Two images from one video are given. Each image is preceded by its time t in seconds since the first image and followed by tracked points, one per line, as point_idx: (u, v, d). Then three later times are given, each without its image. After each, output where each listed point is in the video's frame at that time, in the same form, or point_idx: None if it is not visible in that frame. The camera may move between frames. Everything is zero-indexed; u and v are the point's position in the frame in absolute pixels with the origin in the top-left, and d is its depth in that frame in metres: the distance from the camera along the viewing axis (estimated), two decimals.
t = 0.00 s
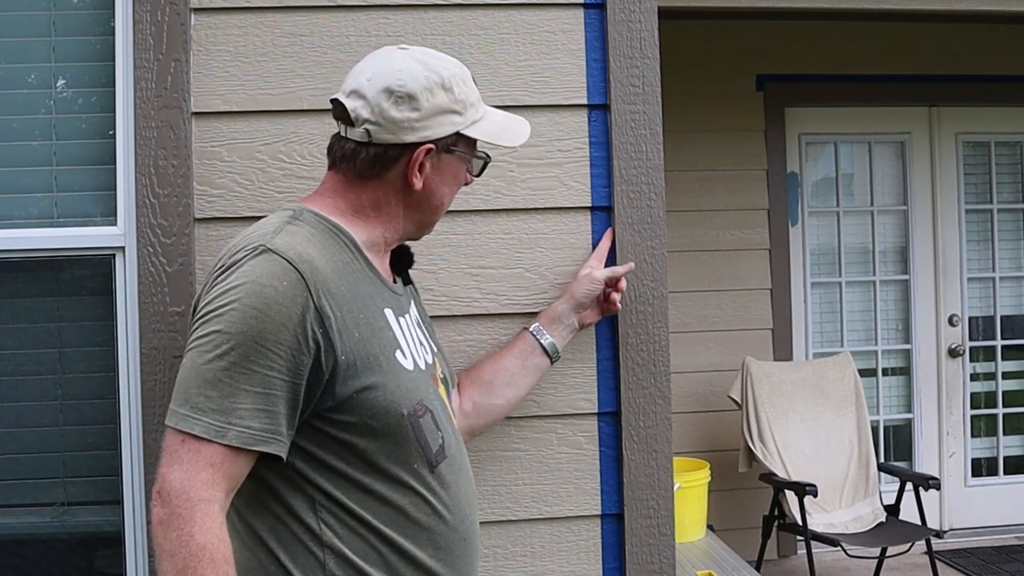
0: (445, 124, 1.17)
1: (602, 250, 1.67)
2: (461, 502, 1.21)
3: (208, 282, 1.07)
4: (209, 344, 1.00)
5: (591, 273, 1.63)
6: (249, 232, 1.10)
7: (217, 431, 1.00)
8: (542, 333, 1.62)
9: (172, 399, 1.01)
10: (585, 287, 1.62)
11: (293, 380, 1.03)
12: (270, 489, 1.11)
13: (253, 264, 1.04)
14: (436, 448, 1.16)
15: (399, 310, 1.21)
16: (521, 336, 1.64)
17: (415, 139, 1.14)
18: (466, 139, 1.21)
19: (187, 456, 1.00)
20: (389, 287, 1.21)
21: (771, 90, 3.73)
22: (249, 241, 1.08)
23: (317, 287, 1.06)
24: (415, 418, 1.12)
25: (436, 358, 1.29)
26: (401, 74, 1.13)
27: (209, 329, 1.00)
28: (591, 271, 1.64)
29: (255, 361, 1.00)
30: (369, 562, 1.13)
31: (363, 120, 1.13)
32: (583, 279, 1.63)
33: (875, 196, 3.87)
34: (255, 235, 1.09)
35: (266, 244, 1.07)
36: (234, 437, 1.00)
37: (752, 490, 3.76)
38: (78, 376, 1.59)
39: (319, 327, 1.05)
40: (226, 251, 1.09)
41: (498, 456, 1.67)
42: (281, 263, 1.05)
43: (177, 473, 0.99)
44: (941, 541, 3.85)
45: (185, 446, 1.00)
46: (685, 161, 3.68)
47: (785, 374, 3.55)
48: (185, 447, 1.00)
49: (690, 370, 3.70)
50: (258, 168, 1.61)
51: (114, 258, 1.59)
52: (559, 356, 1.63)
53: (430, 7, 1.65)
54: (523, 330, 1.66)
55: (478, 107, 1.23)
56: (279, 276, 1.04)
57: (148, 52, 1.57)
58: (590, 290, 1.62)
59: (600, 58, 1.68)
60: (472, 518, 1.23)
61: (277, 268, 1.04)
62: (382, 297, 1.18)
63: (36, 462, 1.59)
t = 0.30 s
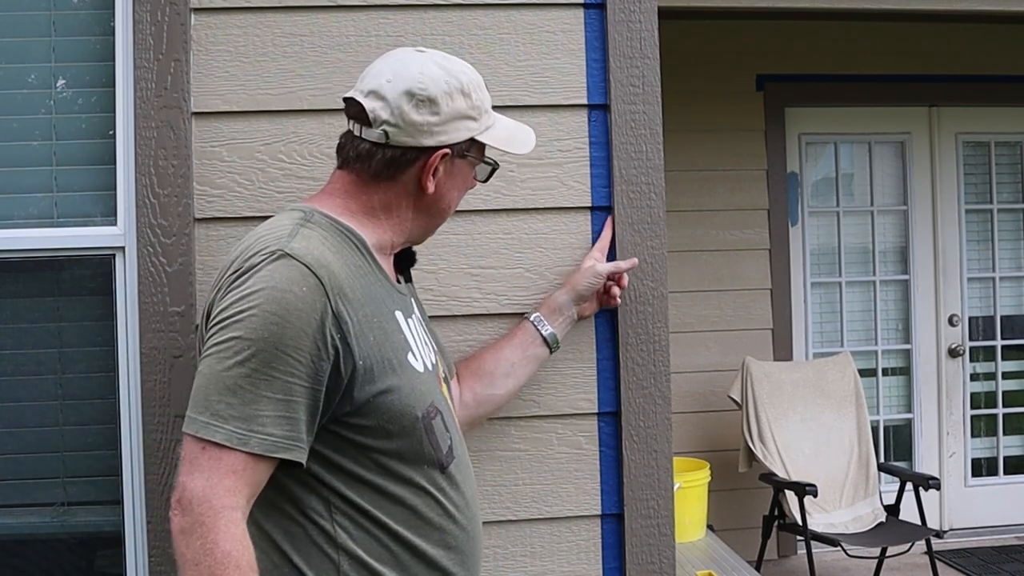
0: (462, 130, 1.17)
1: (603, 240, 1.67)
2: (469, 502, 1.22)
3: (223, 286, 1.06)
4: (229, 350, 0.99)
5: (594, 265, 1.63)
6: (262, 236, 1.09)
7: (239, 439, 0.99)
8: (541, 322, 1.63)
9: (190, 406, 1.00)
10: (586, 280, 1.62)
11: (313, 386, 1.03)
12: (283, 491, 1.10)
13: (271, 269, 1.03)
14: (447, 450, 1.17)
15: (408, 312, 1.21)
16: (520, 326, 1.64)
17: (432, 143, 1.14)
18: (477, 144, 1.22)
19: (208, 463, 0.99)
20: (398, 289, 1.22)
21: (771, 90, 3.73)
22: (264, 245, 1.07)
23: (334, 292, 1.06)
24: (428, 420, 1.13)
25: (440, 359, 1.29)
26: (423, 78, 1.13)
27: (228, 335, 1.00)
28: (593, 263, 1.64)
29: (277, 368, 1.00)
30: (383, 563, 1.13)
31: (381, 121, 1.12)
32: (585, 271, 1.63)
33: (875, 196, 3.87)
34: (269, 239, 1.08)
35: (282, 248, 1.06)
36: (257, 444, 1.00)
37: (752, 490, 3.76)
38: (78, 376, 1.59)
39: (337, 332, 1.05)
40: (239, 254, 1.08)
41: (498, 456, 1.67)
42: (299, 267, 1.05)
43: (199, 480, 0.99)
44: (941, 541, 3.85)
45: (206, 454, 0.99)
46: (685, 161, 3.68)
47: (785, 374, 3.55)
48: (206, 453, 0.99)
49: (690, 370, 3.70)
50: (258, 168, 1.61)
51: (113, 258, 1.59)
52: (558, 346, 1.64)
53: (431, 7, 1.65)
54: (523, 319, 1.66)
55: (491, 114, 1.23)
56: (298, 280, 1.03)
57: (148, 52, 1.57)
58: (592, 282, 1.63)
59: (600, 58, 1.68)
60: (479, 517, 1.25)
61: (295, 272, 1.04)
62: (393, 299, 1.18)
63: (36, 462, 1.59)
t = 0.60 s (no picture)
0: (464, 132, 1.17)
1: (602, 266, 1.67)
2: (469, 503, 1.22)
3: (224, 285, 1.06)
4: (233, 350, 0.99)
5: (591, 290, 1.63)
6: (264, 235, 1.09)
7: (243, 438, 0.99)
8: (535, 343, 1.63)
9: (194, 406, 1.00)
10: (584, 304, 1.62)
11: (316, 385, 1.03)
12: (283, 492, 1.10)
13: (274, 268, 1.03)
14: (447, 450, 1.17)
15: (410, 312, 1.21)
16: (515, 345, 1.64)
17: (433, 144, 1.14)
18: (481, 147, 1.22)
19: (213, 462, 0.99)
20: (399, 290, 1.22)
21: (771, 90, 3.73)
22: (267, 244, 1.07)
23: (336, 291, 1.06)
24: (429, 420, 1.13)
25: (443, 360, 1.29)
26: (425, 78, 1.13)
27: (231, 334, 0.99)
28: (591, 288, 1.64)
29: (280, 367, 1.00)
30: (382, 565, 1.13)
31: (382, 120, 1.12)
32: (582, 295, 1.63)
33: (875, 196, 3.87)
34: (271, 239, 1.08)
35: (284, 247, 1.06)
36: (260, 443, 1.00)
37: (752, 490, 3.76)
38: (78, 376, 1.59)
39: (339, 332, 1.05)
40: (241, 253, 1.07)
41: (498, 456, 1.67)
42: (301, 266, 1.04)
43: (204, 480, 0.99)
44: (941, 541, 3.85)
45: (211, 453, 0.99)
46: (685, 161, 3.68)
47: (785, 374, 3.55)
48: (211, 453, 0.99)
49: (690, 370, 3.70)
50: (258, 168, 1.61)
51: (113, 258, 1.59)
52: (550, 368, 1.64)
53: (430, 7, 1.65)
54: (518, 338, 1.66)
55: (496, 118, 1.23)
56: (300, 279, 1.03)
57: (148, 52, 1.57)
58: (588, 306, 1.63)
59: (600, 58, 1.68)
60: (479, 519, 1.25)
61: (297, 271, 1.04)
62: (395, 300, 1.18)
63: (36, 462, 1.59)
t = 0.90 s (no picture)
0: (428, 116, 1.14)
1: (603, 294, 1.67)
2: (465, 505, 1.22)
3: (221, 279, 1.06)
4: (226, 340, 0.99)
5: (591, 318, 1.63)
6: (262, 231, 1.10)
7: (235, 429, 0.99)
8: (533, 368, 1.62)
9: (186, 396, 1.00)
10: (585, 331, 1.62)
11: (309, 378, 1.03)
12: (277, 491, 1.10)
13: (270, 261, 1.03)
14: (444, 450, 1.17)
15: (409, 311, 1.21)
16: (512, 368, 1.64)
17: (391, 126, 1.13)
18: (455, 135, 1.16)
19: (203, 453, 0.99)
20: (399, 289, 1.22)
21: (771, 90, 3.73)
22: (263, 239, 1.07)
23: (331, 286, 1.06)
24: (425, 417, 1.13)
25: (444, 361, 1.30)
26: (392, 64, 1.14)
27: (225, 325, 1.00)
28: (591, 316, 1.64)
29: (273, 358, 1.00)
30: (376, 564, 1.13)
31: (353, 107, 1.15)
32: (582, 322, 1.63)
33: (875, 196, 3.87)
34: (267, 233, 1.08)
35: (280, 242, 1.06)
36: (252, 434, 1.00)
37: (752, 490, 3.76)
38: (78, 375, 1.59)
39: (333, 326, 1.05)
40: (238, 248, 1.08)
41: (498, 456, 1.67)
42: (295, 261, 1.05)
43: (194, 470, 0.99)
44: (941, 541, 3.85)
45: (203, 444, 0.99)
46: (685, 160, 3.68)
47: (785, 374, 3.55)
48: (202, 443, 0.99)
49: (690, 370, 3.70)
50: (258, 168, 1.61)
51: (114, 258, 1.59)
52: (547, 394, 1.63)
53: (430, 7, 1.65)
54: (516, 362, 1.66)
55: (478, 108, 1.17)
56: (295, 273, 1.03)
57: (149, 52, 1.57)
58: (588, 334, 1.63)
59: (600, 58, 1.68)
60: (476, 521, 1.24)
61: (292, 265, 1.04)
62: (393, 297, 1.18)
63: (36, 462, 1.58)
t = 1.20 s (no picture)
0: (355, 92, 1.17)
1: (607, 328, 1.66)
2: (455, 507, 1.21)
3: (214, 273, 1.07)
4: (216, 327, 0.99)
5: (597, 354, 1.62)
6: (256, 227, 1.11)
7: (223, 416, 0.98)
8: (535, 400, 1.62)
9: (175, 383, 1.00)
10: (589, 366, 1.62)
11: (297, 368, 1.03)
12: (265, 486, 1.10)
13: (262, 252, 1.04)
14: (435, 450, 1.17)
15: (406, 311, 1.21)
16: (514, 397, 1.63)
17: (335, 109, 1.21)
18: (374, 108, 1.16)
19: (191, 439, 0.99)
20: (399, 289, 1.23)
21: (770, 90, 3.73)
22: (257, 232, 1.08)
23: (322, 280, 1.07)
24: (415, 415, 1.13)
25: (445, 363, 1.30)
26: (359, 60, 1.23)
27: (216, 313, 1.00)
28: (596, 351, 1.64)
29: (262, 346, 1.00)
30: (361, 563, 1.12)
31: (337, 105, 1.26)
32: (588, 358, 1.62)
33: (875, 196, 3.87)
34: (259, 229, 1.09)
35: (272, 236, 1.07)
36: (239, 421, 0.99)
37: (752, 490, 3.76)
38: (78, 375, 1.59)
39: (323, 319, 1.06)
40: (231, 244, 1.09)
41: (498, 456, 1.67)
42: (287, 253, 1.05)
43: (182, 456, 0.98)
44: (941, 541, 3.85)
45: (191, 431, 0.99)
46: (685, 160, 3.68)
47: (785, 374, 3.55)
48: (191, 429, 0.99)
49: (690, 370, 3.70)
50: (258, 168, 1.61)
51: (114, 258, 1.59)
52: (546, 426, 1.63)
53: (430, 8, 1.65)
54: (518, 391, 1.66)
55: (397, 80, 1.14)
56: (286, 264, 1.04)
57: (149, 52, 1.57)
58: (593, 370, 1.62)
59: (600, 58, 1.68)
60: (465, 525, 1.23)
61: (283, 257, 1.05)
62: (387, 296, 1.18)
63: (36, 462, 1.58)
